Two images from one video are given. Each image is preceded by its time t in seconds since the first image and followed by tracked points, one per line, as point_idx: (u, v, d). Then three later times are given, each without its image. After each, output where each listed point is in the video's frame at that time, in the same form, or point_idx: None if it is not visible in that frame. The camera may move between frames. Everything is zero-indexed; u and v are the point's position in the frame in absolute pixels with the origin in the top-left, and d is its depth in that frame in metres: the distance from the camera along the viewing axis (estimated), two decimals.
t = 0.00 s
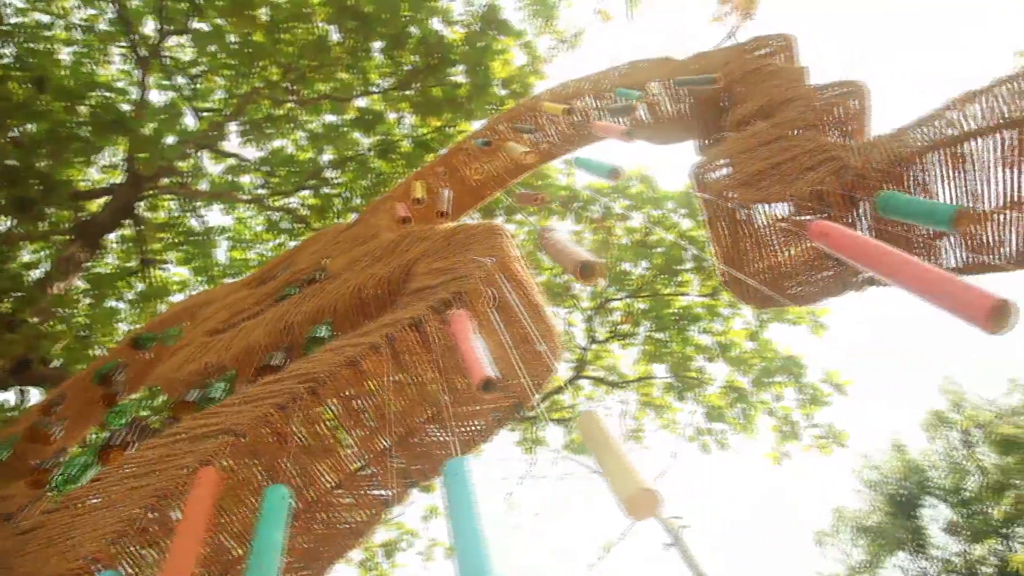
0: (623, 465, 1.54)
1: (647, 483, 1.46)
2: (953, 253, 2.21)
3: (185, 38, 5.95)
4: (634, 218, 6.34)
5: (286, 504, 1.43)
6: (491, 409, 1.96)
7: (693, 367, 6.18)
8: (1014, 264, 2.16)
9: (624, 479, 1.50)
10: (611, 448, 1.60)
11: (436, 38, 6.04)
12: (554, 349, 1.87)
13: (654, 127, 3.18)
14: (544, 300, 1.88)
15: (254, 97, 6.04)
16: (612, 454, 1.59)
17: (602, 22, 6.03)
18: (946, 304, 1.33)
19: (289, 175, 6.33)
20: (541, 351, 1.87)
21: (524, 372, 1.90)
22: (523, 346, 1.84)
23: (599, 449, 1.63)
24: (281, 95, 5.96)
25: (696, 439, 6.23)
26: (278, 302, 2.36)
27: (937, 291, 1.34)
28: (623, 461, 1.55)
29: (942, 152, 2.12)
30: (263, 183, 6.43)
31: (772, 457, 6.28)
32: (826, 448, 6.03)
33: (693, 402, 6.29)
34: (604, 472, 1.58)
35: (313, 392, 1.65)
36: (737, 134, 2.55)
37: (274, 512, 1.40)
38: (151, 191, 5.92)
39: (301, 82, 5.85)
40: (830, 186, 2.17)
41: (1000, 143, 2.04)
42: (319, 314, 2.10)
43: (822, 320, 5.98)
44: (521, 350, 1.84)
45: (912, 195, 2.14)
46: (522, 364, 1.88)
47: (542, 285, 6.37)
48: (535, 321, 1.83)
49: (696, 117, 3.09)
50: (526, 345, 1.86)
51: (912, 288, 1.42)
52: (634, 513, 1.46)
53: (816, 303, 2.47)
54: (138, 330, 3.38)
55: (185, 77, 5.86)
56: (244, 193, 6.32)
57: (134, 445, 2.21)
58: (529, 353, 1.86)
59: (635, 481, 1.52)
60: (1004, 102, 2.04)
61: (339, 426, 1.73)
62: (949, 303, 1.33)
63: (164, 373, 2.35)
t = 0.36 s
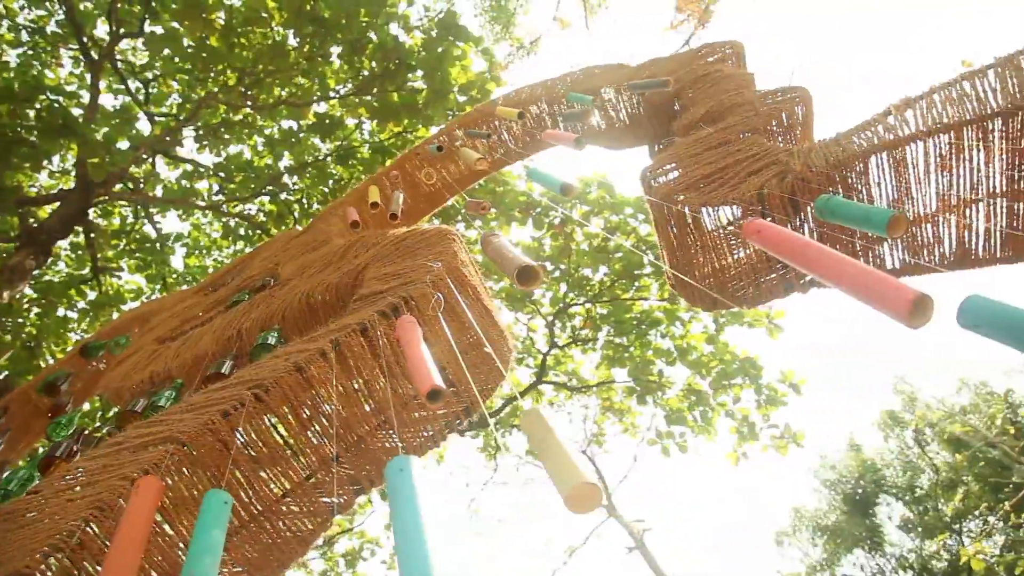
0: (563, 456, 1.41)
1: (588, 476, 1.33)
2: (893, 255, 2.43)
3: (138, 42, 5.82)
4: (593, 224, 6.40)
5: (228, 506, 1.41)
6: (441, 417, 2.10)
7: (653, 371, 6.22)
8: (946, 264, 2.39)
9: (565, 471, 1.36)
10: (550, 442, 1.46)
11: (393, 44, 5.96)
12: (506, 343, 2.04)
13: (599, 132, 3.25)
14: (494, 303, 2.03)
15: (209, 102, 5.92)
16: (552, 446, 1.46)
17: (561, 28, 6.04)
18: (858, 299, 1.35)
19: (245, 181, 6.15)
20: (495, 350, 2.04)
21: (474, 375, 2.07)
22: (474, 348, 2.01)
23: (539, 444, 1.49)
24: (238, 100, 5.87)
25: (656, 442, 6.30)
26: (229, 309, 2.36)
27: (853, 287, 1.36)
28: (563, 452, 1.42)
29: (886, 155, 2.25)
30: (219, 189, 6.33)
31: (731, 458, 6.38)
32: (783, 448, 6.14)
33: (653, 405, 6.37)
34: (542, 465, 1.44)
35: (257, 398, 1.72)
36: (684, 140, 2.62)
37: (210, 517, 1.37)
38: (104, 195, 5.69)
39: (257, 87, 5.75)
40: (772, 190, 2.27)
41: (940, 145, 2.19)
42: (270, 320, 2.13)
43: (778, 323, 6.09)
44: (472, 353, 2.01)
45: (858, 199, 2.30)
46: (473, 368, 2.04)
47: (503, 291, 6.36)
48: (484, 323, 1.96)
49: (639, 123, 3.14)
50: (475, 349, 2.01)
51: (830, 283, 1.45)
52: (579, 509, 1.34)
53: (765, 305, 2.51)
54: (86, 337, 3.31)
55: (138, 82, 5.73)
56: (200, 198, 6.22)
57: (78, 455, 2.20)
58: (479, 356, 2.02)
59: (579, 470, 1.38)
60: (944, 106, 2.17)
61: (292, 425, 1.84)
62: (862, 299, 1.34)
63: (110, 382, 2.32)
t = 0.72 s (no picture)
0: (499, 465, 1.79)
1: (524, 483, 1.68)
2: (840, 256, 2.48)
3: (94, 47, 5.69)
4: (557, 229, 6.44)
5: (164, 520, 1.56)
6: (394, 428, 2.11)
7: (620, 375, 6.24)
8: (888, 266, 2.47)
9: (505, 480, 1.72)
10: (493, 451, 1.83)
11: (356, 51, 5.94)
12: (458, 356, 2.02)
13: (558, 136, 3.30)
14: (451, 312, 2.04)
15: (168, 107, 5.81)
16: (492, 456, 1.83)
17: (522, 35, 6.07)
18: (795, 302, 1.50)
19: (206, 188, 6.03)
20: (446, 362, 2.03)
21: (424, 387, 2.08)
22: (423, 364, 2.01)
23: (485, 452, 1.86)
24: (199, 106, 5.78)
25: (623, 445, 6.33)
26: (183, 319, 2.36)
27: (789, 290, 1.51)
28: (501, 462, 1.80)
29: (828, 159, 2.32)
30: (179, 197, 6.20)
31: (697, 459, 6.43)
32: (749, 448, 6.20)
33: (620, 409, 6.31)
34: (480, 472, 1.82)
35: (207, 407, 1.77)
36: (640, 145, 2.74)
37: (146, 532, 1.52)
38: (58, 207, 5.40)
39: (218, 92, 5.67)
40: (722, 195, 2.35)
41: (879, 150, 2.27)
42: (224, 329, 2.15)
43: (741, 325, 6.16)
44: (423, 366, 2.02)
45: (801, 201, 2.34)
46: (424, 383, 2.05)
47: (467, 298, 6.35)
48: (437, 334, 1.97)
49: (596, 129, 3.23)
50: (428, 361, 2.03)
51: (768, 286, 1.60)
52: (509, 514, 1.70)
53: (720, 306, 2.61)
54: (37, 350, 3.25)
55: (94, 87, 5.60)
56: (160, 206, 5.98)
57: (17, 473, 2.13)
58: (431, 367, 2.03)
59: (513, 482, 1.75)
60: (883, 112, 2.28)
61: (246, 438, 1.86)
62: (799, 302, 1.49)
63: (61, 394, 2.30)
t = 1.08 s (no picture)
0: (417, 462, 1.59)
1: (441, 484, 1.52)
2: (771, 263, 2.53)
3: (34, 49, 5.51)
4: (509, 239, 6.50)
5: (71, 541, 1.70)
6: (325, 435, 2.29)
7: (572, 384, 6.27)
8: (818, 272, 2.50)
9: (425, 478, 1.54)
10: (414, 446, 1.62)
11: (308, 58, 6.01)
12: (390, 357, 2.23)
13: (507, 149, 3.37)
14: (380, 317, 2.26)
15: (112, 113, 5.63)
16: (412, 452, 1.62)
17: (475, 45, 6.15)
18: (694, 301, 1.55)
19: (155, 197, 5.84)
20: (382, 368, 2.23)
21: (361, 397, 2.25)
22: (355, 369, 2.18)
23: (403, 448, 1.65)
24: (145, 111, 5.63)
25: (576, 454, 6.36)
26: (118, 328, 2.35)
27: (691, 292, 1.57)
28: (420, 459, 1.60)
29: (757, 167, 2.44)
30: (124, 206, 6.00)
31: (649, 467, 6.50)
32: (700, 454, 6.28)
33: (572, 418, 6.38)
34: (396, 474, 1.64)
35: (138, 416, 1.87)
36: (581, 155, 2.97)
37: (60, 548, 1.67)
38: None
39: (164, 97, 5.54)
40: (656, 204, 2.53)
41: (804, 160, 2.36)
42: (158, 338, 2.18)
43: (690, 333, 6.26)
44: (361, 372, 2.19)
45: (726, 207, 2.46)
46: (358, 388, 2.20)
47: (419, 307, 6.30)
48: (366, 339, 2.17)
49: (545, 136, 3.29)
50: (367, 372, 2.20)
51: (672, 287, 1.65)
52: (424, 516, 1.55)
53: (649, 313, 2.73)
54: None
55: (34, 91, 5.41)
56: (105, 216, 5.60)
57: None
58: (369, 376, 2.21)
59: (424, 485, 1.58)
60: (807, 124, 2.39)
61: (179, 446, 1.96)
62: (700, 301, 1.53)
63: None
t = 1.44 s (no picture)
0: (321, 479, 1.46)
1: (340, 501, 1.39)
2: (705, 268, 2.58)
3: None
4: (461, 246, 6.49)
5: None
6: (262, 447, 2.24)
7: (527, 391, 6.26)
8: (757, 277, 2.57)
9: (321, 494, 1.41)
10: (317, 458, 1.50)
11: (254, 63, 5.79)
12: (333, 366, 2.20)
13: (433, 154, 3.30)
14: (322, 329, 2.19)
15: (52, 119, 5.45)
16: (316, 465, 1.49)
17: (426, 53, 6.24)
18: (606, 313, 1.46)
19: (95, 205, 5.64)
20: (319, 375, 2.18)
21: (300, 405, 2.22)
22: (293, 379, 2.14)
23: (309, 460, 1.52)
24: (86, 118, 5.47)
25: (531, 460, 6.35)
26: (48, 339, 2.28)
27: (603, 305, 1.47)
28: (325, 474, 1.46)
29: (694, 172, 2.48)
30: (66, 214, 5.83)
31: (604, 471, 6.54)
32: (653, 459, 6.34)
33: (527, 425, 6.41)
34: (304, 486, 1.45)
35: (55, 433, 1.77)
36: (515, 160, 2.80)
37: None
38: None
39: (105, 103, 5.36)
40: (586, 209, 2.45)
41: (742, 166, 2.45)
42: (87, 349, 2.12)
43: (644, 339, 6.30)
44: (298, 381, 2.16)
45: (666, 213, 2.51)
46: (291, 400, 2.18)
47: (373, 315, 6.27)
48: (308, 351, 2.11)
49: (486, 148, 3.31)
50: (304, 379, 2.17)
51: (582, 294, 1.55)
52: (327, 532, 1.38)
53: (586, 318, 2.66)
54: None
55: None
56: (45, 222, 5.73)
57: None
58: (305, 384, 2.18)
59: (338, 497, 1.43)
60: (744, 131, 2.45)
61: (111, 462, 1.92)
62: (608, 312, 1.43)
63: None
